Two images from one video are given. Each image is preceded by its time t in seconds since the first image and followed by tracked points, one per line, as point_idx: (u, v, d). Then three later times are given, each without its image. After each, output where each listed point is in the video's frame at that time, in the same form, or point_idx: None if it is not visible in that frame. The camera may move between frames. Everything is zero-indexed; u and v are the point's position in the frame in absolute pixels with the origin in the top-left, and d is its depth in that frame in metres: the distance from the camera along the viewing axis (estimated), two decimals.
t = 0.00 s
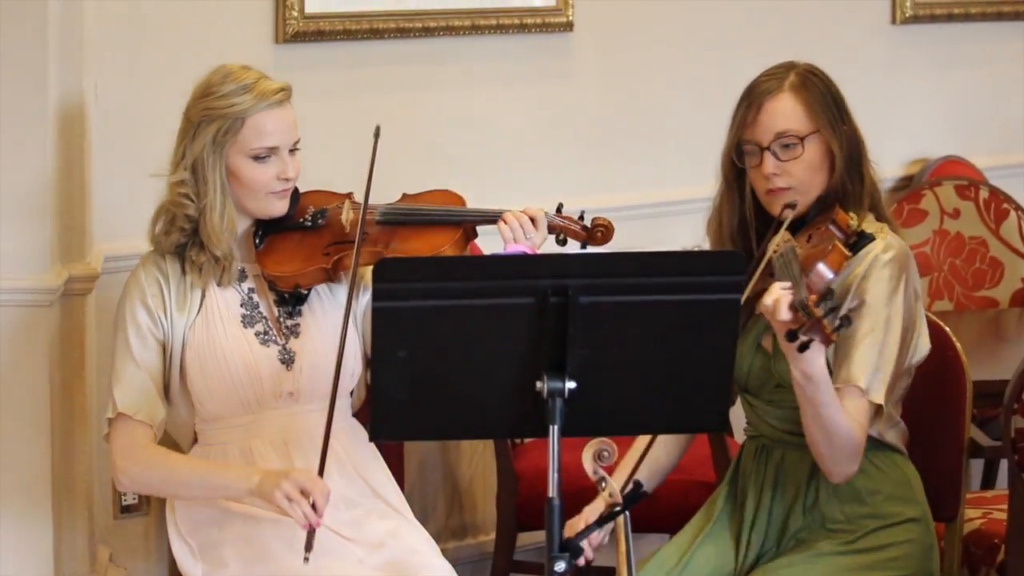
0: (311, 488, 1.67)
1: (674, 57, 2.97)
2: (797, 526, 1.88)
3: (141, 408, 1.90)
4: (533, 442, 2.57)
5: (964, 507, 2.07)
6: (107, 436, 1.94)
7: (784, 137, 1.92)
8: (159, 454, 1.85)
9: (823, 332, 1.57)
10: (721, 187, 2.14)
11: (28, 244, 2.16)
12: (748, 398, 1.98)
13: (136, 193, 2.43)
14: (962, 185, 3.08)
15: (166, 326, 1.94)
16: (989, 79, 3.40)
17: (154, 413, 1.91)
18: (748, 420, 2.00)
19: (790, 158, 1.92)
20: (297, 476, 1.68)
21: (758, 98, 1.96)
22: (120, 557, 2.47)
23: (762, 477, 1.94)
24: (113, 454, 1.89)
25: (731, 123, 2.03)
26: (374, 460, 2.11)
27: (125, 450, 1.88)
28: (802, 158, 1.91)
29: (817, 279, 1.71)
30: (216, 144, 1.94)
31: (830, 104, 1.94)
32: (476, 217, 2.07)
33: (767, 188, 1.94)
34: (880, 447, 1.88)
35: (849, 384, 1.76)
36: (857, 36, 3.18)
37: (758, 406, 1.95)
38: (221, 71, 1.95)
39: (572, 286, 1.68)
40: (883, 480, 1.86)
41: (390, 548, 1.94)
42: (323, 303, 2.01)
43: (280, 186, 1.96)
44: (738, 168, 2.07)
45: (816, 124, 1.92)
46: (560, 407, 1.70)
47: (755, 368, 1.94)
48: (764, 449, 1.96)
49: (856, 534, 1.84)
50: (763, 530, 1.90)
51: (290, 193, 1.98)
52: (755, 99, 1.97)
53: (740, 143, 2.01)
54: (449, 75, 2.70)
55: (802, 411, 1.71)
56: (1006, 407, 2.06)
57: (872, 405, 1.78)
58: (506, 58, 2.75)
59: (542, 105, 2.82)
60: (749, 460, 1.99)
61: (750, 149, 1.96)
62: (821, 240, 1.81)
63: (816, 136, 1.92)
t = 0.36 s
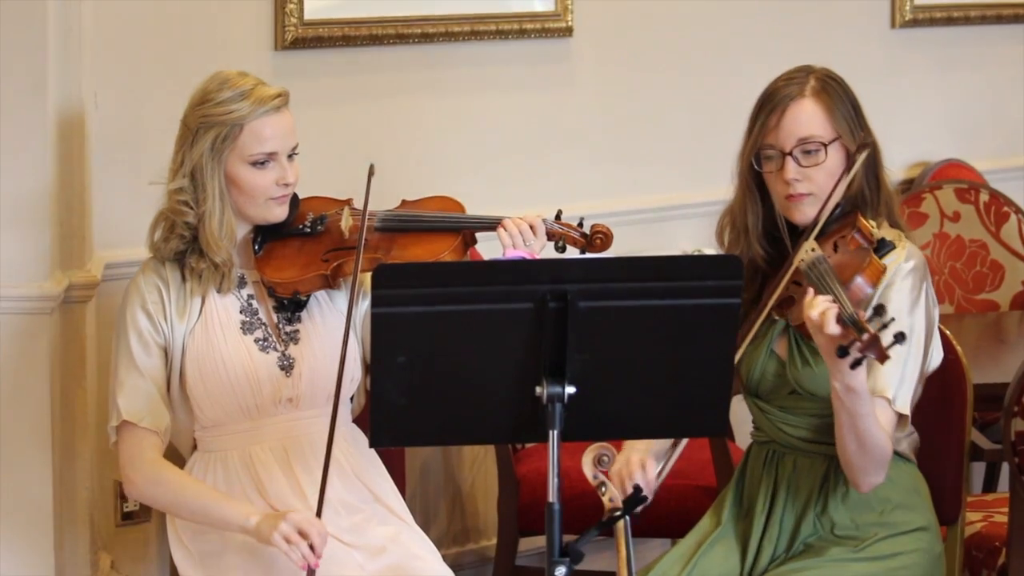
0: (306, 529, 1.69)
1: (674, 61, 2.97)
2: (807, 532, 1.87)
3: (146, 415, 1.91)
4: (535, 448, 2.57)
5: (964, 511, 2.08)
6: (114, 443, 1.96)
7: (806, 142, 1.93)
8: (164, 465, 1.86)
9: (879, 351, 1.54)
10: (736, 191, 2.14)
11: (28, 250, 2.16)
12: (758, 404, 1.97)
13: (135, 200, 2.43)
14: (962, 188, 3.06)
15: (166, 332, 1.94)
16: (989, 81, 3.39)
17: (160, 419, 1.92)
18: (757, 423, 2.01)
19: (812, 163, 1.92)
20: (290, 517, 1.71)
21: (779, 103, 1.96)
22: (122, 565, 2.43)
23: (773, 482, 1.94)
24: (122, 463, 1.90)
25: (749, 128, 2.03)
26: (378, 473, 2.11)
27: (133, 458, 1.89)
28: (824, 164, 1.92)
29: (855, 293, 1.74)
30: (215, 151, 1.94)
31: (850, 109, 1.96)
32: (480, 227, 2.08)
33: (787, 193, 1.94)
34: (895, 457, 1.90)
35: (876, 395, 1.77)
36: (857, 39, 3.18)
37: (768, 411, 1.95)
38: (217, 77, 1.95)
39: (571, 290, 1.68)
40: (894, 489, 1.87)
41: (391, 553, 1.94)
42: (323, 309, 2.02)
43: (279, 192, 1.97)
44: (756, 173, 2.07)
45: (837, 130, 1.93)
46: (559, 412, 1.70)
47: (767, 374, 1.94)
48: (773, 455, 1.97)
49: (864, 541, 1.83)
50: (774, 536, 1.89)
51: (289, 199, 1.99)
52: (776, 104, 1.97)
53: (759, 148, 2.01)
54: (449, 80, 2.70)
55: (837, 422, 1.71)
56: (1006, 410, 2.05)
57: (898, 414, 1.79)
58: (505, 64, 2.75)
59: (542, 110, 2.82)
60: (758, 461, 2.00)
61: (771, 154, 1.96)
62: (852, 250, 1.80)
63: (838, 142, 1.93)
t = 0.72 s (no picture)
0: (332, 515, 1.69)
1: (678, 66, 2.97)
2: (811, 539, 1.87)
3: (160, 411, 1.90)
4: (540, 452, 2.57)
5: (969, 516, 2.08)
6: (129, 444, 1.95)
7: (802, 146, 1.93)
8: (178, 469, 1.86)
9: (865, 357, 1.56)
10: (733, 195, 2.14)
11: (34, 253, 2.16)
12: (758, 410, 1.96)
13: (141, 203, 2.43)
14: (968, 194, 3.07)
15: (175, 331, 1.94)
16: (993, 86, 3.40)
17: (173, 416, 1.92)
18: (756, 428, 2.00)
19: (808, 167, 1.92)
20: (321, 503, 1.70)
21: (776, 107, 1.96)
22: (128, 568, 2.45)
23: (774, 488, 1.94)
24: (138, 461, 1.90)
25: (746, 132, 2.04)
26: (384, 479, 2.10)
27: (150, 456, 1.88)
28: (820, 168, 1.92)
29: (846, 298, 1.73)
30: (226, 153, 1.94)
31: (847, 113, 1.96)
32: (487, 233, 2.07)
33: (784, 197, 1.94)
34: (894, 461, 1.89)
35: (869, 400, 1.77)
36: (861, 44, 3.18)
37: (767, 416, 1.94)
38: (229, 80, 1.95)
39: (576, 295, 1.68)
40: (894, 493, 1.86)
41: (396, 557, 1.94)
42: (331, 312, 2.02)
43: (291, 195, 1.97)
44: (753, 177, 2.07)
45: (834, 134, 1.93)
46: (563, 416, 1.71)
47: (766, 379, 1.92)
48: (774, 462, 1.96)
49: (867, 546, 1.83)
50: (776, 546, 1.90)
51: (300, 202, 1.99)
52: (773, 109, 1.97)
53: (756, 152, 2.01)
54: (454, 85, 2.70)
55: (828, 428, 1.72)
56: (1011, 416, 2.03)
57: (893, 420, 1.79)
58: (511, 68, 2.76)
59: (547, 114, 2.83)
60: (757, 472, 1.99)
61: (768, 158, 1.97)
62: (845, 255, 1.81)
63: (834, 146, 1.93)
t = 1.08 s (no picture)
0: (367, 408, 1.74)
1: (687, 67, 2.97)
2: (812, 544, 1.86)
3: (182, 398, 1.91)
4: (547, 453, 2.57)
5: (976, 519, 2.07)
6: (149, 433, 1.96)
7: (797, 153, 1.92)
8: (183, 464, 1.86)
9: (844, 379, 1.57)
10: (733, 200, 2.14)
11: (44, 253, 2.16)
12: (761, 411, 1.97)
13: (150, 202, 2.43)
14: (977, 197, 3.07)
15: (190, 324, 1.95)
16: (1003, 89, 3.39)
17: (194, 403, 1.93)
18: (761, 432, 2.00)
19: (804, 174, 1.91)
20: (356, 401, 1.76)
21: (771, 114, 1.96)
22: (135, 569, 2.45)
23: (777, 490, 1.94)
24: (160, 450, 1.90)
25: (744, 138, 2.03)
26: (391, 476, 2.12)
27: (172, 442, 1.89)
28: (816, 175, 1.91)
29: (836, 309, 1.73)
30: (245, 157, 1.94)
31: (844, 118, 1.94)
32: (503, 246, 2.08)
33: (781, 205, 1.93)
34: (897, 466, 1.90)
35: (865, 409, 1.76)
36: (869, 45, 3.18)
37: (771, 421, 1.95)
38: (253, 83, 1.95)
39: (584, 297, 1.68)
40: (896, 497, 1.87)
41: (406, 557, 1.93)
42: (344, 317, 2.01)
43: (307, 202, 1.97)
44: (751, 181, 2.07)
45: (829, 140, 1.92)
46: (571, 416, 1.71)
47: (769, 382, 1.94)
48: (777, 465, 1.97)
49: (869, 549, 1.83)
50: (778, 551, 1.89)
51: (316, 208, 1.99)
52: (769, 115, 1.96)
53: (754, 158, 2.01)
54: (464, 86, 2.70)
55: (819, 442, 1.71)
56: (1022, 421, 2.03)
57: (889, 428, 1.77)
58: (519, 69, 2.76)
59: (555, 115, 2.83)
60: (761, 475, 1.99)
61: (764, 165, 1.96)
62: (838, 264, 1.82)
63: (830, 152, 1.92)
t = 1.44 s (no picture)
0: (370, 417, 1.74)
1: (694, 68, 2.97)
2: (822, 544, 1.86)
3: (188, 397, 1.91)
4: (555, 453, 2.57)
5: (984, 519, 2.08)
6: (153, 430, 1.95)
7: (808, 156, 1.92)
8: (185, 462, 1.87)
9: (866, 387, 1.58)
10: (743, 204, 2.14)
11: (51, 253, 2.16)
12: (772, 412, 1.97)
13: (157, 202, 2.43)
14: (984, 197, 3.07)
15: (199, 323, 1.94)
16: (1010, 89, 3.39)
17: (200, 402, 1.92)
18: (771, 432, 2.00)
19: (815, 177, 1.91)
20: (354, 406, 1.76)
21: (780, 117, 1.96)
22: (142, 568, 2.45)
23: (787, 490, 1.94)
24: (164, 448, 1.90)
25: (753, 142, 2.03)
26: (399, 475, 2.11)
27: (176, 442, 1.89)
28: (827, 177, 1.91)
29: (854, 315, 1.75)
30: (258, 153, 1.94)
31: (853, 120, 1.95)
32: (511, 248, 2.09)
33: (792, 208, 1.93)
34: (907, 467, 1.90)
35: (879, 411, 1.76)
36: (876, 45, 3.18)
37: (782, 420, 1.95)
38: (269, 81, 1.96)
39: (592, 296, 1.68)
40: (905, 498, 1.86)
41: (414, 557, 1.94)
42: (354, 316, 2.01)
43: (320, 200, 1.97)
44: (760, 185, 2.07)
45: (838, 143, 1.92)
46: (580, 416, 1.72)
47: (780, 383, 1.94)
48: (786, 465, 1.97)
49: (879, 550, 1.83)
50: (787, 552, 1.89)
51: (328, 207, 2.00)
52: (778, 119, 1.97)
53: (763, 162, 2.01)
54: (471, 86, 2.70)
55: (835, 444, 1.71)
56: None
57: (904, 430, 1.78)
58: (526, 69, 2.76)
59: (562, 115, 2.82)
60: (770, 475, 2.00)
61: (774, 169, 1.96)
62: (853, 269, 1.82)
63: (840, 154, 1.92)
